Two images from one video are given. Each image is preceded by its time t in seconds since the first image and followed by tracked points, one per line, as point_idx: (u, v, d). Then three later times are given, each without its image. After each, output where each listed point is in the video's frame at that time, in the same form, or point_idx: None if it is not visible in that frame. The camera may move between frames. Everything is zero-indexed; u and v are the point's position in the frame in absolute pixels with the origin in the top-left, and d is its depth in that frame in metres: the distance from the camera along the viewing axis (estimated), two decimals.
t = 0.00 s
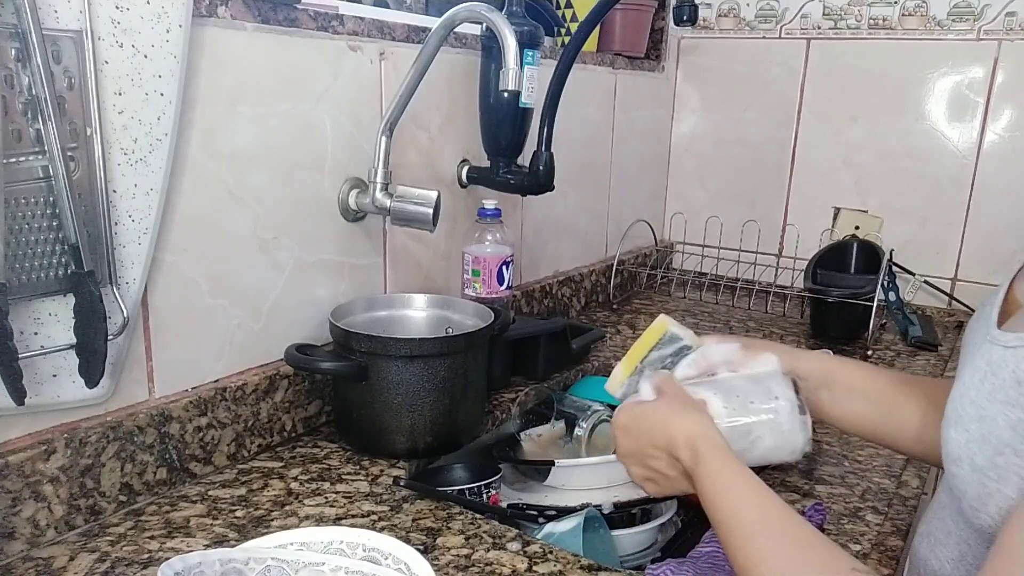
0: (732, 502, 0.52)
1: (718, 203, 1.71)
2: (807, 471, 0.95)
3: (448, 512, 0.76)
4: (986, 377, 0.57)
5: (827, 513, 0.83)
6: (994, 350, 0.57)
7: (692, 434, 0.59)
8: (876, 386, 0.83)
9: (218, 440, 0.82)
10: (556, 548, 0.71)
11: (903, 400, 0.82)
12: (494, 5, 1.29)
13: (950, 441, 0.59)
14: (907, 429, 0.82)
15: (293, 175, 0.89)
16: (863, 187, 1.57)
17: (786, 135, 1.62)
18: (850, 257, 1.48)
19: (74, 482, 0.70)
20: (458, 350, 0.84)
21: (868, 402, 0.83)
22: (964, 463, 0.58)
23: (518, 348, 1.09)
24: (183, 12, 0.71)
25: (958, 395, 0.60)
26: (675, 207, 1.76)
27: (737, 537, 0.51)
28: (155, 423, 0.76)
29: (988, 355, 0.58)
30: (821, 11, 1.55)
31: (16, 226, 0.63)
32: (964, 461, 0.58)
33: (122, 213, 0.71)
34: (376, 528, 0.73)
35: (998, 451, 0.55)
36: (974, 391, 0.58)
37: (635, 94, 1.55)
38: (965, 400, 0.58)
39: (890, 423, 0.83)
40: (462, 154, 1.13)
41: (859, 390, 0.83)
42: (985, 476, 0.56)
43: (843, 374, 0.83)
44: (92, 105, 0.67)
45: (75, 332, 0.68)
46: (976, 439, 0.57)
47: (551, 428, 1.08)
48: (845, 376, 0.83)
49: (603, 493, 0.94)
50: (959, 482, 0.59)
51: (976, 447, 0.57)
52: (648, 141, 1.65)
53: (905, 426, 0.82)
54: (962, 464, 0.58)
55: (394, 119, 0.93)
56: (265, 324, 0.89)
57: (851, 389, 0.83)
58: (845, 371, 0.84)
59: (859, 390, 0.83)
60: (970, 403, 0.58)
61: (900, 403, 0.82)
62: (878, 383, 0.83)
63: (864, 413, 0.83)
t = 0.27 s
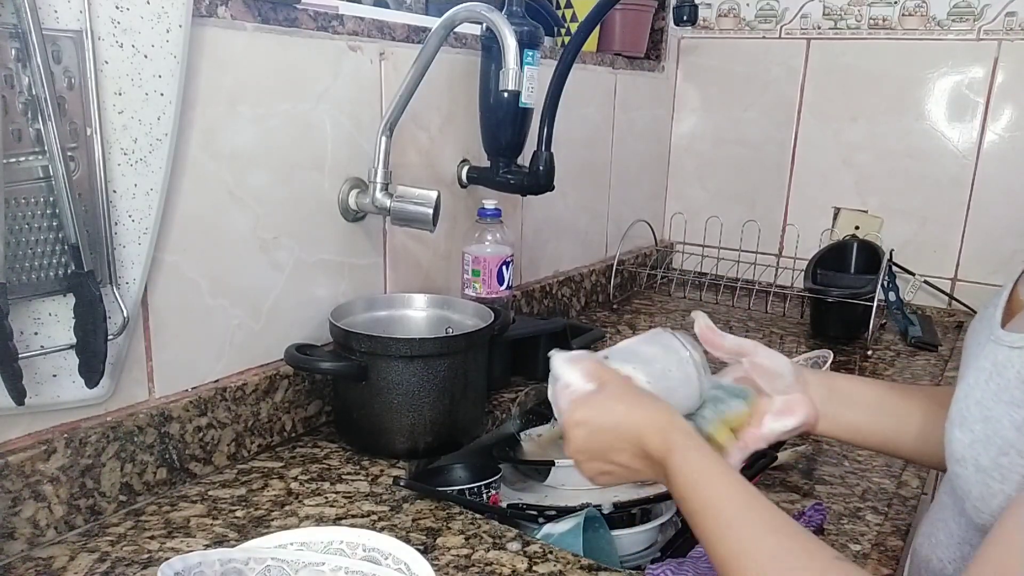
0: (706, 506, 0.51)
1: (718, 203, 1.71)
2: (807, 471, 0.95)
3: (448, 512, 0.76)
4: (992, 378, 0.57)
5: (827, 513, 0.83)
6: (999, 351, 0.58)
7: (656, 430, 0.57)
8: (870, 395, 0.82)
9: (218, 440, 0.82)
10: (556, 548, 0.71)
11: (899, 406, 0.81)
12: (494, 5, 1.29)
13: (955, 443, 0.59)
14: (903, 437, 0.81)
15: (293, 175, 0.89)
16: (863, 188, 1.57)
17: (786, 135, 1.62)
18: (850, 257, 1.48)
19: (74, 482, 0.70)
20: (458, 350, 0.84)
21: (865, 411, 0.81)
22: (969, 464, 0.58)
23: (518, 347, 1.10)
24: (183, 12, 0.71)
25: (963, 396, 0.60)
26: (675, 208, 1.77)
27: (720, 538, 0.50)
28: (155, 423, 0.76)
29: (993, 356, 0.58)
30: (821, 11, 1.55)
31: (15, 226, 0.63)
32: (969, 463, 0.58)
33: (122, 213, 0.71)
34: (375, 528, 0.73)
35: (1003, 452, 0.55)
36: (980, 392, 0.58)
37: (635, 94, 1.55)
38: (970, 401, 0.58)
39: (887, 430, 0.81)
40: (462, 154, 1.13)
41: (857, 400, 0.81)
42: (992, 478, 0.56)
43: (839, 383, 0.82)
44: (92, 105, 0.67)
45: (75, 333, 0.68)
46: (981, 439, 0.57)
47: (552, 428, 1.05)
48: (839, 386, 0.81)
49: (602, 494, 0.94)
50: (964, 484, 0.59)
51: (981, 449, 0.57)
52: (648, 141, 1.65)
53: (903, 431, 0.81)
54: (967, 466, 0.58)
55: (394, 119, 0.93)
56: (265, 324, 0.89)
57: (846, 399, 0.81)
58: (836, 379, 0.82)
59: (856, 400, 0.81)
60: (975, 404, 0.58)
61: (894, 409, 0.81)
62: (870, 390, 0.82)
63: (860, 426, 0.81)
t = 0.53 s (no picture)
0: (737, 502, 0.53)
1: (718, 203, 1.71)
2: (807, 471, 0.95)
3: (448, 512, 0.76)
4: (999, 383, 0.58)
5: (827, 513, 0.83)
6: (1006, 357, 0.58)
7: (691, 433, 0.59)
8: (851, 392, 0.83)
9: (218, 440, 0.82)
10: (556, 548, 0.71)
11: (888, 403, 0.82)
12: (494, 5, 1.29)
13: (960, 449, 0.59)
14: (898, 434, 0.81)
15: (293, 175, 0.89)
16: (863, 187, 1.57)
17: (786, 135, 1.62)
18: (850, 257, 1.48)
19: (74, 482, 0.70)
20: (458, 350, 0.84)
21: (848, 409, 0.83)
22: (975, 470, 0.58)
23: (518, 347, 1.10)
24: (183, 12, 0.71)
25: (967, 402, 0.60)
26: (675, 207, 1.77)
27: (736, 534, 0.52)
28: (155, 423, 0.76)
29: (998, 362, 0.59)
30: (821, 11, 1.55)
31: (16, 226, 0.63)
32: (974, 468, 0.58)
33: (122, 213, 0.71)
34: (375, 528, 0.73)
35: (1012, 459, 0.55)
36: (985, 398, 0.58)
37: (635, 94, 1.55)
38: (975, 406, 0.58)
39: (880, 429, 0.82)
40: (462, 154, 1.13)
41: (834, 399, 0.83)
42: (999, 484, 0.56)
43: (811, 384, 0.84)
44: (92, 105, 0.67)
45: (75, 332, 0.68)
46: (988, 446, 0.56)
47: (551, 428, 1.07)
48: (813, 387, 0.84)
49: (601, 494, 0.95)
50: (969, 487, 0.59)
51: (987, 455, 0.57)
52: (648, 141, 1.65)
53: (896, 428, 0.81)
54: (973, 472, 0.58)
55: (394, 119, 0.93)
56: (265, 324, 0.89)
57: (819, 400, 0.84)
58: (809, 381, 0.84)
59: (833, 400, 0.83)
60: (981, 410, 0.58)
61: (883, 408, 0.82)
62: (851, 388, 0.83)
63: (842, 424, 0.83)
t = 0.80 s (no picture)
0: (757, 503, 0.51)
1: (718, 203, 1.71)
2: (807, 471, 0.95)
3: (448, 512, 0.76)
4: (994, 386, 0.58)
5: (827, 513, 0.83)
6: (1002, 359, 0.58)
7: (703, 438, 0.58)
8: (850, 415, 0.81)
9: (218, 440, 0.82)
10: (556, 548, 0.71)
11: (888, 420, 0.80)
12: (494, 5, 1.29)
13: (958, 452, 0.59)
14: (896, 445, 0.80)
15: (293, 175, 0.89)
16: (863, 187, 1.57)
17: (786, 135, 1.62)
18: (850, 257, 1.48)
19: (74, 482, 0.70)
20: (458, 350, 0.84)
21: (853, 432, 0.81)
22: (974, 474, 0.58)
23: (518, 347, 1.10)
24: (183, 12, 0.71)
25: (964, 404, 0.60)
26: (675, 207, 1.77)
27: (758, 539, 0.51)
28: (155, 423, 0.76)
29: (994, 364, 0.59)
30: (821, 11, 1.55)
31: (16, 226, 0.63)
32: (973, 471, 0.58)
33: (122, 213, 0.71)
34: (376, 528, 0.73)
35: (1011, 462, 0.55)
36: (982, 401, 0.58)
37: (635, 94, 1.55)
38: (971, 409, 0.58)
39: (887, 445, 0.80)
40: (462, 154, 1.13)
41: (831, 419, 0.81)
42: (999, 488, 0.56)
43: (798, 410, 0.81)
44: (92, 105, 0.67)
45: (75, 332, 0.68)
46: (986, 449, 0.56)
47: (551, 428, 1.09)
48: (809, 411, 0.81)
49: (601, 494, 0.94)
50: (967, 490, 0.59)
51: (986, 458, 0.57)
52: (648, 141, 1.65)
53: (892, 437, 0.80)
54: (972, 475, 0.58)
55: (394, 119, 0.93)
56: (265, 324, 0.89)
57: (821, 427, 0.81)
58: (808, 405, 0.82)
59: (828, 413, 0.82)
60: (978, 412, 0.58)
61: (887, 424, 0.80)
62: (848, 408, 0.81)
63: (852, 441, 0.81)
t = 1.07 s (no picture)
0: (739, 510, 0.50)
1: (718, 203, 1.71)
2: (807, 471, 0.95)
3: (448, 512, 0.76)
4: (1006, 384, 0.58)
5: (827, 513, 0.83)
6: (1013, 358, 0.58)
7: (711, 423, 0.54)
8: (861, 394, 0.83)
9: (218, 440, 0.82)
10: (556, 548, 0.71)
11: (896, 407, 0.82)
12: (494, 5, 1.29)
13: (965, 450, 0.59)
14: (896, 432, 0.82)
15: (293, 176, 0.89)
16: (863, 187, 1.57)
17: (786, 135, 1.62)
18: (850, 257, 1.48)
19: (74, 482, 0.70)
20: (458, 350, 0.84)
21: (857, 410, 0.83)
22: (980, 472, 0.58)
23: (518, 347, 1.10)
24: (184, 12, 0.71)
25: (971, 403, 0.60)
26: (675, 207, 1.77)
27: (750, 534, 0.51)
28: (155, 423, 0.76)
29: (1004, 363, 0.59)
30: (821, 11, 1.55)
31: (16, 226, 0.63)
32: (980, 469, 0.58)
33: (122, 213, 0.71)
34: (376, 528, 0.73)
35: (1017, 461, 0.54)
36: (992, 400, 0.58)
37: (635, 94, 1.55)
38: (980, 407, 0.58)
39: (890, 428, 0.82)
40: (462, 154, 1.13)
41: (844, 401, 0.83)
42: (1004, 486, 0.56)
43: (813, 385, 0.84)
44: (92, 105, 0.67)
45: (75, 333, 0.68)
46: (994, 447, 0.56)
47: (551, 428, 1.09)
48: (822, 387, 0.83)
49: (601, 494, 0.94)
50: (973, 489, 0.59)
51: (993, 456, 0.56)
52: (648, 141, 1.65)
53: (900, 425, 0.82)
54: (978, 473, 0.58)
55: (394, 119, 0.93)
56: (265, 324, 0.89)
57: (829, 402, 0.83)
58: (826, 386, 0.84)
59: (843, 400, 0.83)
60: (987, 411, 0.58)
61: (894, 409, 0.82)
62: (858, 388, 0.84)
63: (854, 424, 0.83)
